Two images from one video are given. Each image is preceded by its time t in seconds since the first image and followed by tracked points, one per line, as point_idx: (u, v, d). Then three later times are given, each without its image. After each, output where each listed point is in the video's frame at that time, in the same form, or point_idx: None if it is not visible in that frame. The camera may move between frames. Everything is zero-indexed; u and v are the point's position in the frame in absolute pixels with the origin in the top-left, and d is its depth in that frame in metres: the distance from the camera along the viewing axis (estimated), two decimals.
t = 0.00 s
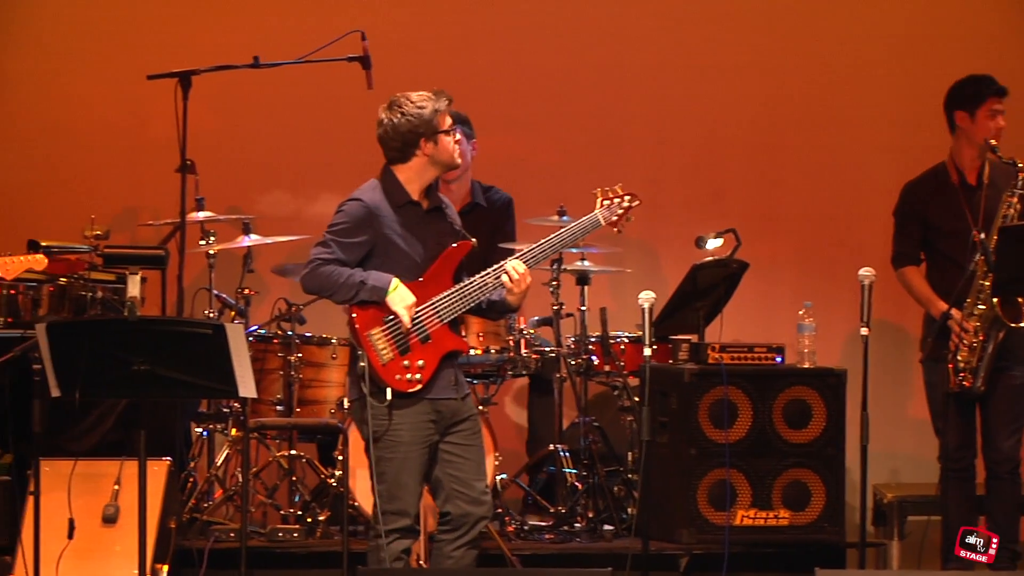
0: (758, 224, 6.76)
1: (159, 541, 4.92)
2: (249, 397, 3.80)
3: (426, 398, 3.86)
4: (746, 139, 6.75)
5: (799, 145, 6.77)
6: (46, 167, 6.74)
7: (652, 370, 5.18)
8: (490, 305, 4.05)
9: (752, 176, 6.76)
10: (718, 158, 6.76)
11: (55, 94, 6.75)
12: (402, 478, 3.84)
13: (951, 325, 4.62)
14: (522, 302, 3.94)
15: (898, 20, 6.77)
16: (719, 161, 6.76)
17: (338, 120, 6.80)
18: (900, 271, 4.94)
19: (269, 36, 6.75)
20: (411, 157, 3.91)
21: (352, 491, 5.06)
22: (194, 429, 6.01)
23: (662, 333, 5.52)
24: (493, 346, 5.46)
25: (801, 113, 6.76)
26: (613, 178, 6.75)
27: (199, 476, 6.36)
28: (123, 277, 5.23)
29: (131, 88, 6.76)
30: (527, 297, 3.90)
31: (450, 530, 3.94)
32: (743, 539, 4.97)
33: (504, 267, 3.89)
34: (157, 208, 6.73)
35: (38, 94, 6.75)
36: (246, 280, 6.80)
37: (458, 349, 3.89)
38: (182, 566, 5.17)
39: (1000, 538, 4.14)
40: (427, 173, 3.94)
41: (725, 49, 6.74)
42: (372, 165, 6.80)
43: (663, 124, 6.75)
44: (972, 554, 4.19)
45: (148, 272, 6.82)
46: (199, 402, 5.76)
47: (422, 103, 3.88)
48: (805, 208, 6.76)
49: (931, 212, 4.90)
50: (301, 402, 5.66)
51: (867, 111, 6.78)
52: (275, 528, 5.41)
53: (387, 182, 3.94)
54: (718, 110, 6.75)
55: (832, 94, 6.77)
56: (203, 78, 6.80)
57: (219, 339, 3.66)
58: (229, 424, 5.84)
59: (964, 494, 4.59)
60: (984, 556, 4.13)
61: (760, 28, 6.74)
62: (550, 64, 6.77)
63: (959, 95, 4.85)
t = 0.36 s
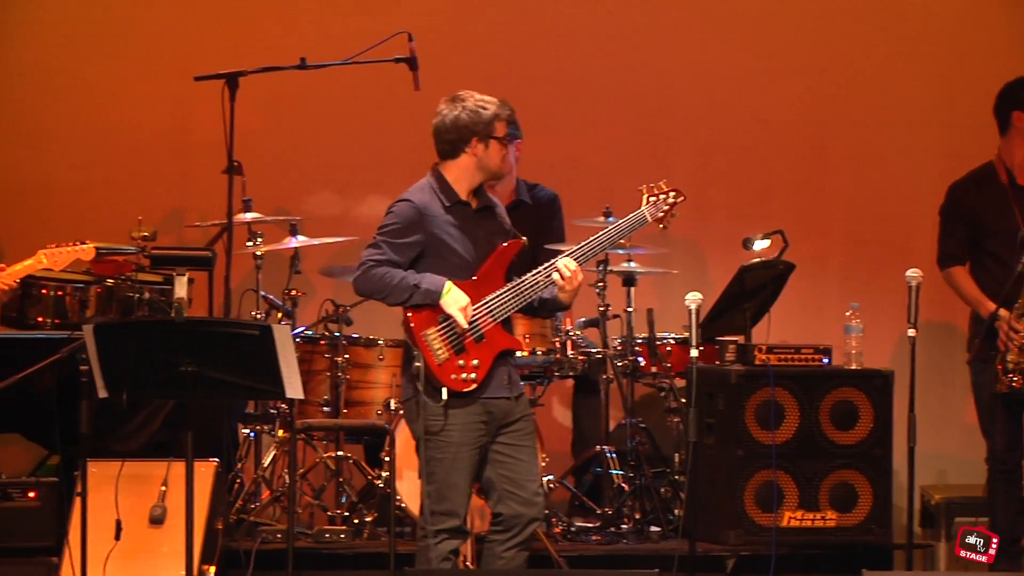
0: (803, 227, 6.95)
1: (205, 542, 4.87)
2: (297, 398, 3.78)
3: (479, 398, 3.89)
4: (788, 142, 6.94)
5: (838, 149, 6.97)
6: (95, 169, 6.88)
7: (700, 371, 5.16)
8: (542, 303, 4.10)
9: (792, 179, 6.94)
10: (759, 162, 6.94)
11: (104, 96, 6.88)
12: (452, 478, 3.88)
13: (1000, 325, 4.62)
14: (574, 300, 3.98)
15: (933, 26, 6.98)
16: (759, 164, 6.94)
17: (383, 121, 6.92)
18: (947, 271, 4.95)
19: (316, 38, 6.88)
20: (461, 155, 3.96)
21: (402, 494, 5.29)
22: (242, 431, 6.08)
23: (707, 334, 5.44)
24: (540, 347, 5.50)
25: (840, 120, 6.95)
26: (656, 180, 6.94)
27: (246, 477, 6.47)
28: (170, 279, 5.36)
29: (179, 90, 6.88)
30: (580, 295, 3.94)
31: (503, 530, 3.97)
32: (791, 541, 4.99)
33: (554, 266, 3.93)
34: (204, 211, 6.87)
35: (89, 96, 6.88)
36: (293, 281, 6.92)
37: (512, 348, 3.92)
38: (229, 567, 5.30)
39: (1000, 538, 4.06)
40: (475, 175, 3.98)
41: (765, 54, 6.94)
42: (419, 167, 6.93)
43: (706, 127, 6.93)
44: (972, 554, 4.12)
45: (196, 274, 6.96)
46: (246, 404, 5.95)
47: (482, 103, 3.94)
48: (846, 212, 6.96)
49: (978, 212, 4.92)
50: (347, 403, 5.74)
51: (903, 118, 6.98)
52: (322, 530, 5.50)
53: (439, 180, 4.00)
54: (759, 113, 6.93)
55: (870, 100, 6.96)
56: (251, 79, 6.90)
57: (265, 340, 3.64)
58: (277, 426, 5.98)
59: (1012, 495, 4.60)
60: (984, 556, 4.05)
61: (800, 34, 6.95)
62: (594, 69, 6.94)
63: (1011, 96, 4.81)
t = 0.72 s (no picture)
0: (845, 229, 7.00)
1: (249, 544, 4.87)
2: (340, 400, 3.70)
3: (527, 399, 3.91)
4: (830, 144, 7.01)
5: (879, 151, 7.02)
6: (141, 171, 6.96)
7: (742, 374, 5.25)
8: (602, 300, 4.11)
9: (834, 181, 7.01)
10: (800, 164, 7.01)
11: (148, 98, 6.96)
12: (499, 481, 3.90)
13: None
14: (635, 294, 4.00)
15: (975, 29, 7.04)
16: (801, 166, 7.01)
17: (425, 124, 7.02)
18: (990, 274, 5.06)
19: (360, 41, 6.97)
20: (509, 155, 3.99)
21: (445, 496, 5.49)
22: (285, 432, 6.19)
23: (752, 338, 5.65)
24: (584, 350, 5.59)
25: (881, 122, 7.01)
26: (698, 181, 6.99)
27: (290, 478, 6.59)
28: (214, 280, 5.40)
29: (223, 93, 6.97)
30: (639, 289, 3.96)
31: (550, 533, 3.96)
32: (833, 543, 5.03)
33: (616, 257, 3.95)
34: (247, 212, 6.98)
35: (135, 98, 6.96)
36: (337, 283, 7.03)
37: (557, 348, 3.94)
38: (273, 568, 5.47)
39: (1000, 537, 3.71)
40: (522, 175, 4.00)
41: (807, 57, 7.00)
42: (461, 169, 7.01)
43: (747, 129, 6.99)
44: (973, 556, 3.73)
45: (240, 275, 7.08)
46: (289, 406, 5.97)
47: (525, 103, 3.99)
48: (889, 215, 7.01)
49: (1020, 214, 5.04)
50: (391, 406, 5.81)
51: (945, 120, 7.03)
52: (365, 531, 5.53)
53: (486, 182, 4.03)
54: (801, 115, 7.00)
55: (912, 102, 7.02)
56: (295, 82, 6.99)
57: (309, 343, 3.55)
58: (319, 427, 6.06)
59: None
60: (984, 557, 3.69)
61: (842, 37, 7.01)
62: (636, 71, 7.00)
63: None
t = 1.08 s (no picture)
0: (892, 232, 7.08)
1: (294, 548, 4.88)
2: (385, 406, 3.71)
3: (573, 404, 3.93)
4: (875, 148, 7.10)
5: (924, 154, 7.11)
6: (187, 176, 7.01)
7: (788, 378, 5.35)
8: (646, 305, 4.15)
9: (879, 185, 7.09)
10: (846, 168, 7.09)
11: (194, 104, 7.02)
12: (545, 484, 3.91)
13: None
14: (679, 298, 4.04)
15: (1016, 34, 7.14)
16: (846, 170, 7.09)
17: (470, 128, 7.12)
18: None
19: (406, 47, 7.07)
20: (553, 159, 4.05)
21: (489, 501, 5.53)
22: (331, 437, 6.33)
23: (796, 343, 5.77)
24: (628, 354, 5.58)
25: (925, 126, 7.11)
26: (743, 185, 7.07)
27: (335, 483, 6.70)
28: (259, 285, 5.33)
29: (268, 97, 7.04)
30: (684, 294, 4.01)
31: (595, 538, 3.93)
32: (880, 548, 5.15)
33: (659, 263, 4.01)
34: (292, 217, 7.04)
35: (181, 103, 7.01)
36: (383, 287, 7.13)
37: (603, 353, 3.97)
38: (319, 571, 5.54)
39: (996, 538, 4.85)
40: (567, 179, 4.06)
41: (851, 60, 7.09)
42: (507, 174, 7.13)
43: (792, 132, 7.08)
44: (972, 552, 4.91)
45: (285, 280, 7.20)
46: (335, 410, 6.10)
47: (569, 106, 4.04)
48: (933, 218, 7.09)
49: None
50: (437, 410, 5.89)
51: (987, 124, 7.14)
52: (411, 536, 5.69)
53: (531, 187, 4.09)
54: (845, 118, 7.09)
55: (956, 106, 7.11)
56: (341, 86, 7.06)
57: (354, 346, 3.59)
58: (364, 432, 6.18)
59: None
60: (983, 556, 4.86)
61: (886, 41, 7.10)
62: (680, 75, 7.07)
63: None
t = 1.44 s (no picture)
0: (937, 234, 7.30)
1: (342, 552, 5.02)
2: (436, 407, 3.78)
3: (619, 404, 4.00)
4: (918, 153, 7.31)
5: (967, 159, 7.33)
6: (237, 178, 7.13)
7: (838, 381, 5.40)
8: (705, 299, 4.23)
9: (923, 189, 7.30)
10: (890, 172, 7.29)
11: (245, 106, 7.14)
12: (590, 485, 3.98)
13: None
14: (739, 289, 4.12)
15: None
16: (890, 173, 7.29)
17: (515, 131, 7.23)
18: None
19: (453, 50, 7.19)
20: (598, 160, 4.12)
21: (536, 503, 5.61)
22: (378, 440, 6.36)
23: (846, 346, 5.83)
24: (676, 356, 5.62)
25: (968, 132, 7.34)
26: (789, 187, 7.22)
27: (384, 486, 6.83)
28: (308, 288, 5.37)
29: (318, 98, 7.17)
30: (745, 282, 4.08)
31: (642, 539, 3.99)
32: (928, 550, 5.20)
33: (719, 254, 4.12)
34: (340, 219, 7.18)
35: (234, 105, 7.14)
36: (432, 290, 7.25)
37: (650, 353, 4.05)
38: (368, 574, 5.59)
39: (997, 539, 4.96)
40: (610, 181, 4.13)
41: (893, 67, 7.30)
42: (554, 176, 7.23)
43: (836, 138, 7.26)
44: (972, 553, 5.00)
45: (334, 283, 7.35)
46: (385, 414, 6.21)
47: (616, 109, 4.12)
48: (975, 222, 7.32)
49: None
50: (484, 412, 6.01)
51: None
52: (459, 539, 5.79)
53: (575, 189, 4.17)
54: (889, 124, 7.29)
55: (996, 113, 7.36)
56: (390, 89, 7.18)
57: (404, 348, 3.65)
58: (413, 434, 6.32)
59: None
60: (982, 556, 4.95)
61: (927, 49, 7.31)
62: (726, 79, 7.22)
63: None
